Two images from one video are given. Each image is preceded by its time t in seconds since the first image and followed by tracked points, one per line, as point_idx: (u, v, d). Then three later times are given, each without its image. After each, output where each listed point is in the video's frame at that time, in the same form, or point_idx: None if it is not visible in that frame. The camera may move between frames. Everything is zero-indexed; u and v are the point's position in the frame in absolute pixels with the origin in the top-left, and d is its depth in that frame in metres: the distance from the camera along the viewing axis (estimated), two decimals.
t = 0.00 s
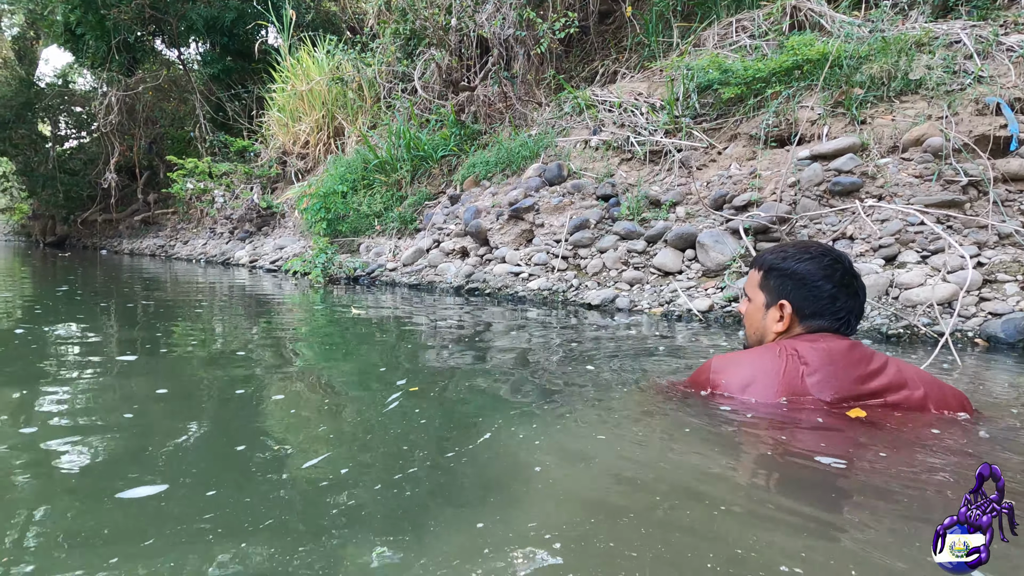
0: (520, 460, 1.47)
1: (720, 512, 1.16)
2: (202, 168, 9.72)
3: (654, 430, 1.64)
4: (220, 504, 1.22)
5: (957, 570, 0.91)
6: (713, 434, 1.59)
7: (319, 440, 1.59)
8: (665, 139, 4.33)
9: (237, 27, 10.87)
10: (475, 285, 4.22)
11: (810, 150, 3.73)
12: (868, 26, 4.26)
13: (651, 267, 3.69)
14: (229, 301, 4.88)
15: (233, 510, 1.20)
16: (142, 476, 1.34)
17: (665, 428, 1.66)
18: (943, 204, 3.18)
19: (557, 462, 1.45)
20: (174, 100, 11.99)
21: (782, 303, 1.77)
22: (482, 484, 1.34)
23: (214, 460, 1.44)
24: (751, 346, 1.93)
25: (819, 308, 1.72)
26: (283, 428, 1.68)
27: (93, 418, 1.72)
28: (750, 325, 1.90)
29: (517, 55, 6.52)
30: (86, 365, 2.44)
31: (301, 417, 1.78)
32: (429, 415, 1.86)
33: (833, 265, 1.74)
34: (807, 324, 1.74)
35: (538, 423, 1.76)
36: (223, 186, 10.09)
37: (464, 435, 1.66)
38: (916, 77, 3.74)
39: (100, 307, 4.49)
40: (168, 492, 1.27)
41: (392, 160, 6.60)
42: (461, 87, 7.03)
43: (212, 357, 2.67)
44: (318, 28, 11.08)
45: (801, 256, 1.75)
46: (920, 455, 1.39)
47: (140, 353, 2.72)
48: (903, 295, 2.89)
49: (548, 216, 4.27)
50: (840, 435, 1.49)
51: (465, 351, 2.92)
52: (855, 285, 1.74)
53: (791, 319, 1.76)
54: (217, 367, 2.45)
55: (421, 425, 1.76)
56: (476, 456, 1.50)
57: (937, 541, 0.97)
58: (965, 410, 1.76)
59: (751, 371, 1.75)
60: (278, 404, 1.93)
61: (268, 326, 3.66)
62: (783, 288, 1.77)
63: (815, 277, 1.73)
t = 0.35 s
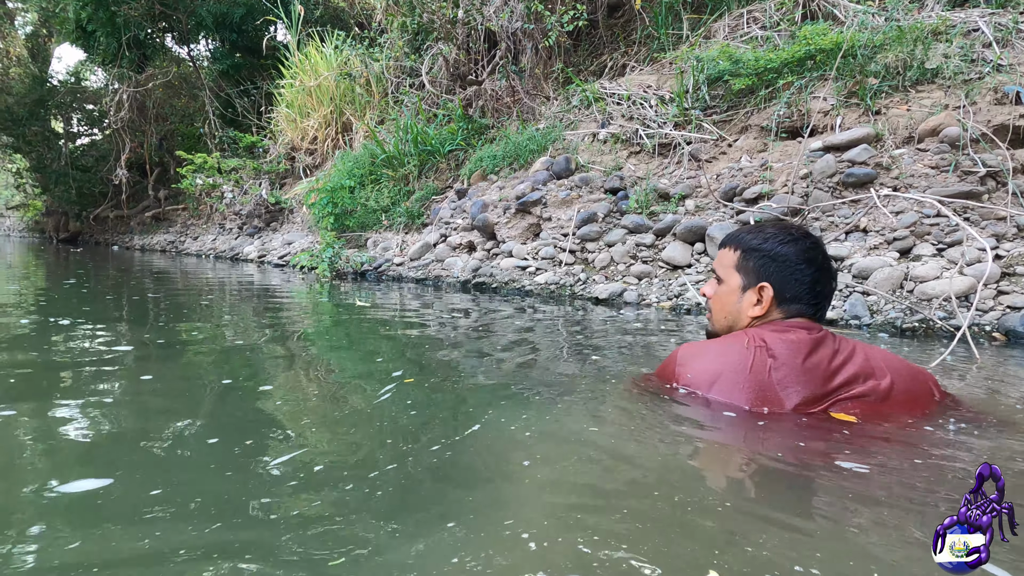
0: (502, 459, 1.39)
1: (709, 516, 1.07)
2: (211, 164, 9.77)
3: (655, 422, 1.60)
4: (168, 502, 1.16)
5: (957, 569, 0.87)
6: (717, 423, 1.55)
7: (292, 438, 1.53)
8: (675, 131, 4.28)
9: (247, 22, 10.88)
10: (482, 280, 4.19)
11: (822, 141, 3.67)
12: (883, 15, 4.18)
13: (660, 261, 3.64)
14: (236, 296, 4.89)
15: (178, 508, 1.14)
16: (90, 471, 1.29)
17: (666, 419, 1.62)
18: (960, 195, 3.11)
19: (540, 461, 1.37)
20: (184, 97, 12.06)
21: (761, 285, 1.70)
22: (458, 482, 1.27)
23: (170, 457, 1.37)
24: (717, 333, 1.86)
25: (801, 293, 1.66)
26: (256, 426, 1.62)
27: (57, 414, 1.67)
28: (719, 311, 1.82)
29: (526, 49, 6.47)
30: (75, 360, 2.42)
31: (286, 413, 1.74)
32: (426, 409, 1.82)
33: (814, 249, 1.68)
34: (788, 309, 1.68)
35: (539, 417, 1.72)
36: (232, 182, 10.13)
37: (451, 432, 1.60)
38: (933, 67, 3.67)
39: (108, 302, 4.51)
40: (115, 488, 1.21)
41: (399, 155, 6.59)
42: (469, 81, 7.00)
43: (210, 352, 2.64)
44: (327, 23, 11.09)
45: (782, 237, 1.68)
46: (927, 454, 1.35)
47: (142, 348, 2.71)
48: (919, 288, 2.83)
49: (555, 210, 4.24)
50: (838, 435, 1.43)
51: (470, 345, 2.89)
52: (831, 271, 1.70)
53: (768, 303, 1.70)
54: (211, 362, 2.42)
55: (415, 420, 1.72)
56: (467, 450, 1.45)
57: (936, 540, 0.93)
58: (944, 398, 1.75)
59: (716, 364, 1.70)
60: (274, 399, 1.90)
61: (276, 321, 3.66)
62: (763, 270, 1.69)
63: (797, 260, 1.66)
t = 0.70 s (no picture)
0: (486, 464, 1.32)
1: (700, 526, 1.00)
2: (223, 162, 9.83)
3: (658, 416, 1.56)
4: (121, 508, 1.10)
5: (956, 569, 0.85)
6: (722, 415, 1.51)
7: (268, 439, 1.47)
8: (686, 125, 4.22)
9: (257, 21, 10.94)
10: (491, 276, 4.17)
11: (837, 134, 3.60)
12: (901, 5, 4.09)
13: (671, 257, 3.59)
14: (245, 294, 4.89)
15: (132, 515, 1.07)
16: (41, 475, 1.22)
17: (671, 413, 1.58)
18: (982, 187, 3.02)
19: (525, 465, 1.30)
20: (196, 96, 12.15)
21: (716, 269, 1.69)
22: (439, 485, 1.20)
23: (132, 460, 1.31)
24: (687, 319, 1.84)
25: (756, 278, 1.63)
26: (234, 425, 1.56)
27: (24, 415, 1.62)
28: (686, 295, 1.80)
29: (535, 44, 6.44)
30: (68, 359, 2.39)
31: (273, 412, 1.69)
32: (425, 406, 1.79)
33: (774, 231, 1.64)
34: (746, 295, 1.66)
35: (541, 415, 1.68)
36: (243, 180, 10.17)
37: (441, 431, 1.54)
38: (953, 56, 3.59)
39: (119, 300, 4.54)
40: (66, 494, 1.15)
41: (408, 152, 6.57)
42: (478, 77, 6.98)
43: (210, 350, 2.62)
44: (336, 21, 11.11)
45: (740, 219, 1.64)
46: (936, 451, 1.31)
47: (143, 346, 2.69)
48: (938, 283, 2.76)
49: (564, 206, 4.19)
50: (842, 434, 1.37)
51: (477, 342, 2.86)
52: (794, 253, 1.65)
53: (726, 288, 1.68)
54: (203, 362, 2.38)
55: (409, 418, 1.67)
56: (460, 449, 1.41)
57: (937, 540, 0.89)
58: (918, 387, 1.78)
59: (694, 358, 1.61)
60: (271, 395, 1.87)
61: (286, 318, 3.66)
62: (720, 253, 1.67)
63: (754, 243, 1.63)
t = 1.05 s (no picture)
0: (508, 465, 1.24)
1: (741, 541, 0.90)
2: (264, 160, 10.07)
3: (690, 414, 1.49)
4: (129, 504, 1.05)
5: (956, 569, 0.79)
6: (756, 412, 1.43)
7: (285, 435, 1.42)
8: (729, 113, 4.07)
9: (296, 22, 11.16)
10: (527, 270, 4.12)
11: (897, 116, 3.40)
12: None
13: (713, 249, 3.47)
14: (285, 289, 4.99)
15: (139, 514, 1.02)
16: (50, 471, 1.18)
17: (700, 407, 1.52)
18: None
19: (549, 469, 1.21)
20: (238, 97, 12.49)
21: (751, 254, 1.56)
22: (453, 484, 1.15)
23: (143, 457, 1.26)
24: (710, 308, 1.73)
25: (796, 263, 1.52)
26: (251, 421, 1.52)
27: (48, 407, 1.61)
28: (711, 284, 1.68)
29: (570, 35, 6.33)
30: (104, 352, 2.43)
31: (296, 407, 1.67)
32: (453, 402, 1.75)
33: (813, 211, 1.52)
34: (790, 282, 1.55)
35: (572, 411, 1.61)
36: (283, 178, 10.41)
37: (464, 429, 1.49)
38: None
39: (167, 294, 4.69)
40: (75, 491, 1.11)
41: (443, 147, 6.58)
42: (513, 70, 6.94)
43: (243, 345, 2.64)
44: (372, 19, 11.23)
45: (776, 200, 1.52)
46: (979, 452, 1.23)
47: (180, 340, 2.74)
48: (1011, 274, 2.56)
49: (603, 198, 4.10)
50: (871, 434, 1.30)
51: (512, 337, 2.81)
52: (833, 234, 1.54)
53: (761, 275, 1.56)
54: (232, 356, 2.39)
55: (437, 415, 1.63)
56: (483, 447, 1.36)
57: (935, 540, 0.84)
58: (953, 379, 1.73)
59: (735, 357, 1.48)
60: (301, 389, 1.87)
61: (325, 312, 3.70)
62: (755, 237, 1.54)
63: (791, 225, 1.51)
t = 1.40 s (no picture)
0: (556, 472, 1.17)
1: None
2: (319, 159, 10.36)
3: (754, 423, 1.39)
4: (176, 511, 1.00)
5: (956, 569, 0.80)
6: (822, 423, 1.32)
7: (330, 433, 1.40)
8: (797, 100, 3.86)
9: (349, 23, 11.40)
10: (582, 267, 4.04)
11: (992, 99, 3.12)
12: None
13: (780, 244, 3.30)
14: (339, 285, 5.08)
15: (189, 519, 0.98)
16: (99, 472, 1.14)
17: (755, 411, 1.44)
18: None
19: (605, 478, 1.13)
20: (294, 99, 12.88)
21: (807, 253, 1.43)
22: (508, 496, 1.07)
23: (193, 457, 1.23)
24: (764, 309, 1.61)
25: (857, 264, 1.37)
26: (296, 419, 1.50)
27: (103, 401, 1.60)
28: (764, 283, 1.57)
29: (624, 25, 6.18)
30: (166, 345, 2.48)
31: (342, 402, 1.66)
32: (503, 401, 1.71)
33: (882, 207, 1.35)
34: (848, 286, 1.40)
35: (625, 413, 1.54)
36: (337, 176, 10.65)
37: (507, 428, 1.44)
38: None
39: (230, 290, 4.88)
40: (122, 493, 1.06)
41: (494, 143, 6.56)
42: (564, 63, 6.85)
43: (298, 339, 2.67)
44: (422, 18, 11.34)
45: (838, 193, 1.39)
46: None
47: (237, 334, 2.79)
48: None
49: (661, 191, 3.96)
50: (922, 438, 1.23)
51: (565, 334, 2.75)
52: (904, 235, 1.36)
53: (818, 277, 1.43)
54: (285, 350, 2.41)
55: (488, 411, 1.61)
56: (530, 449, 1.30)
57: (936, 540, 0.85)
58: None
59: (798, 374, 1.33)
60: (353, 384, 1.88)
61: (378, 308, 3.74)
62: (812, 235, 1.41)
63: (854, 221, 1.35)
